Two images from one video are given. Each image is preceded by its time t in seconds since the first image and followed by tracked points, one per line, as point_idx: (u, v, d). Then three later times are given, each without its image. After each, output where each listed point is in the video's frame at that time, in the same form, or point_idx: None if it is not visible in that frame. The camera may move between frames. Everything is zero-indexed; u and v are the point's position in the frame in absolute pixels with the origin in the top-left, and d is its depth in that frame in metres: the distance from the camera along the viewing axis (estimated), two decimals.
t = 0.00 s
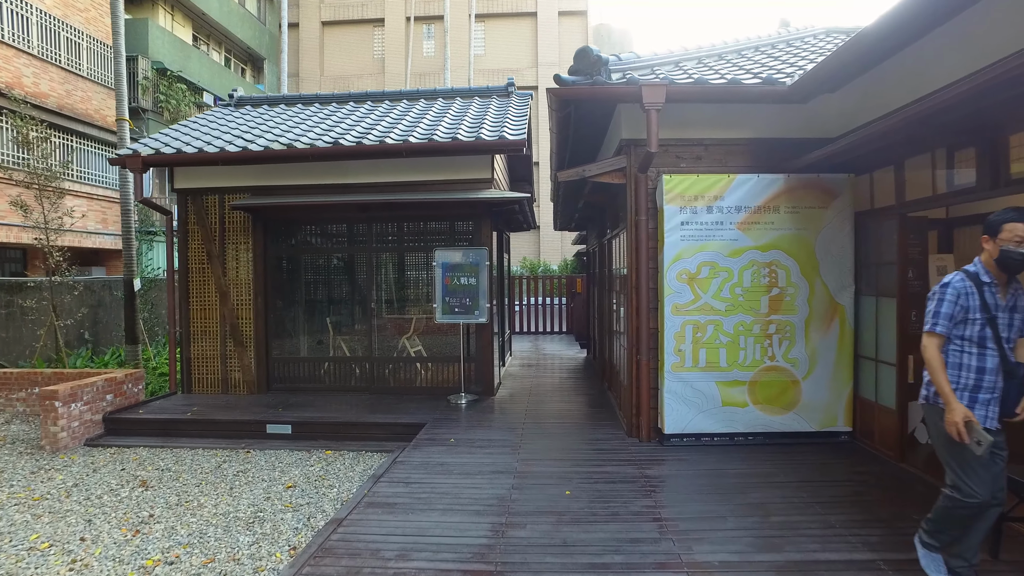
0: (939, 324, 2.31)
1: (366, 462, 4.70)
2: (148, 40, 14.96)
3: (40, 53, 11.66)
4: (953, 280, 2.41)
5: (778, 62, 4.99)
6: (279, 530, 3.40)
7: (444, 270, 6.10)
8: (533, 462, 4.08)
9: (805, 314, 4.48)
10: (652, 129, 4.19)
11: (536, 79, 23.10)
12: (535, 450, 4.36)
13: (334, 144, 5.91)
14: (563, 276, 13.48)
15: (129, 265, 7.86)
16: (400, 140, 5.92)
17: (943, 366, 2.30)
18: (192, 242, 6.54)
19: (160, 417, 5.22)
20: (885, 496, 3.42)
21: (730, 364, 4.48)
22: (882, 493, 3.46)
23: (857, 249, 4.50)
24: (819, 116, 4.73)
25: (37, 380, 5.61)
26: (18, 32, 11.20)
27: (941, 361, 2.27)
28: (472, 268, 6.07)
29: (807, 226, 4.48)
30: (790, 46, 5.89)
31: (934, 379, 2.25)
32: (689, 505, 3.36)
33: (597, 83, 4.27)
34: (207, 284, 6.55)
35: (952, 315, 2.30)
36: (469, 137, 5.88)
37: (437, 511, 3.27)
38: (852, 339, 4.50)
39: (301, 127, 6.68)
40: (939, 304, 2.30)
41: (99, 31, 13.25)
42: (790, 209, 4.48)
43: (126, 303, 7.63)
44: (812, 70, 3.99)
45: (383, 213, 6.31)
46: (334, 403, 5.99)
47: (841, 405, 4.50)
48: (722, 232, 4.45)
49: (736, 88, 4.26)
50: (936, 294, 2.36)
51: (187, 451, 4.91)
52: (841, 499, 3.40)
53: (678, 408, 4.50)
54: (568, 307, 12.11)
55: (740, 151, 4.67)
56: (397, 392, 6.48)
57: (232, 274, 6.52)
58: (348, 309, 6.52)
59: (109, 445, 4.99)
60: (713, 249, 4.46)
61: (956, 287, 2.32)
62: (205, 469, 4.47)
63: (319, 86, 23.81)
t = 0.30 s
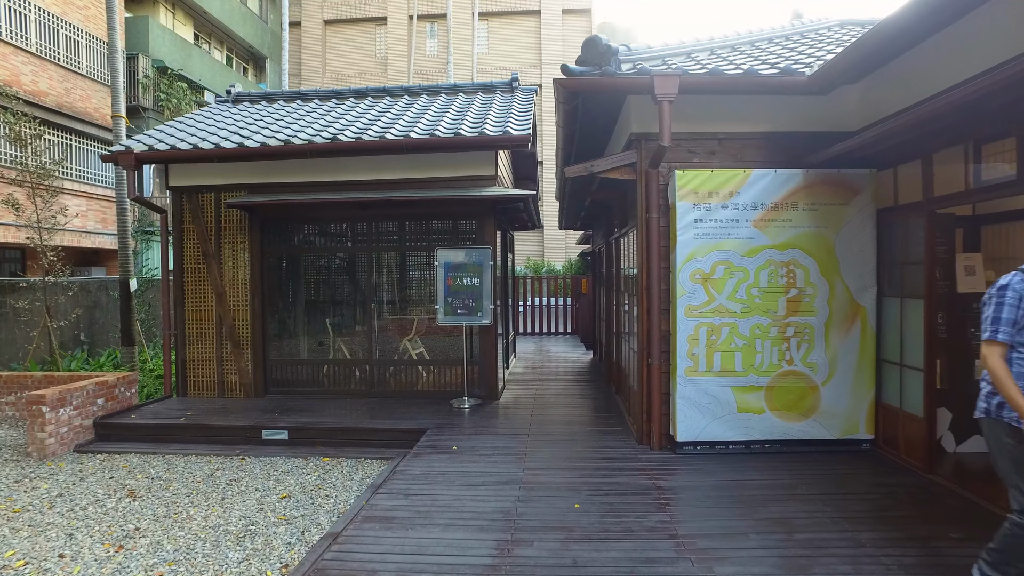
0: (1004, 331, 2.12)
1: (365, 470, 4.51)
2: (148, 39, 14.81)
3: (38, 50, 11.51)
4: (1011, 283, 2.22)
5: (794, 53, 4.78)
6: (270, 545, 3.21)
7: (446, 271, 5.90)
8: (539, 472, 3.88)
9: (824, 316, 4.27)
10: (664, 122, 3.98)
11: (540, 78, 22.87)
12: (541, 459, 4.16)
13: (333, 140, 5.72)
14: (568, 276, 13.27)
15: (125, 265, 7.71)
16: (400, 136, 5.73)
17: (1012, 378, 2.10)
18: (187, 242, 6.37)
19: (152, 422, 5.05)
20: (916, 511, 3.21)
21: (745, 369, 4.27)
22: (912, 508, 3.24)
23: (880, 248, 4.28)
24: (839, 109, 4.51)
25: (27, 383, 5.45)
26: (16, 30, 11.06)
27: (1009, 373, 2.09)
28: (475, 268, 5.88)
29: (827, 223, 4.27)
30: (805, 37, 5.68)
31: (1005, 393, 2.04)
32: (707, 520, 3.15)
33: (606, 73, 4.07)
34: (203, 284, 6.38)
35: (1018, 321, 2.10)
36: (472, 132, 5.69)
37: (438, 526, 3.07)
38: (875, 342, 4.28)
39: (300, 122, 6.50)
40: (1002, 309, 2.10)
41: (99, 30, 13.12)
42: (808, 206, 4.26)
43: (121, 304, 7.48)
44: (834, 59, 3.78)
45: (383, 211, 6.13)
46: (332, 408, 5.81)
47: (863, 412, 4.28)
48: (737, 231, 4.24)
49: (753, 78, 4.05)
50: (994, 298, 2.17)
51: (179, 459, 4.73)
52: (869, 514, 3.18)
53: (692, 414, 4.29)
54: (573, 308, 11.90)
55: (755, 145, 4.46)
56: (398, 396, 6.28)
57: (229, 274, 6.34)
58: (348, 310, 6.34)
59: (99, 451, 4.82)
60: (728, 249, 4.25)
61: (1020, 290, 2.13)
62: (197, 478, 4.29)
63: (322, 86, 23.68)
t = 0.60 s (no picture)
0: None
1: (365, 479, 4.32)
2: (148, 38, 14.67)
3: (37, 47, 11.36)
4: None
5: (814, 44, 4.57)
6: (263, 563, 3.03)
7: (450, 271, 5.72)
8: (548, 484, 3.68)
9: (847, 319, 4.06)
10: (680, 114, 3.77)
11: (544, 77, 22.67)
12: (549, 469, 3.96)
13: (333, 136, 5.54)
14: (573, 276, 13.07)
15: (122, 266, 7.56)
16: (402, 132, 5.55)
17: None
18: (183, 241, 6.18)
19: (146, 428, 4.87)
20: (954, 529, 3.00)
21: (764, 374, 4.06)
22: (949, 525, 3.03)
23: (907, 247, 4.07)
24: (862, 102, 4.29)
25: (17, 387, 5.28)
26: (15, 27, 10.92)
27: None
28: (480, 269, 5.69)
29: (851, 221, 4.06)
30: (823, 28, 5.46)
31: None
32: (729, 539, 2.94)
33: (618, 64, 3.87)
34: (200, 285, 6.20)
35: None
36: (476, 128, 5.50)
37: (442, 545, 2.87)
38: (901, 346, 4.06)
39: (299, 118, 6.32)
40: None
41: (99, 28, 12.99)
42: (831, 203, 4.05)
43: (118, 305, 7.32)
44: (861, 48, 3.57)
45: (385, 209, 5.94)
46: (332, 412, 5.62)
47: (888, 421, 4.07)
48: (756, 229, 4.04)
49: (773, 69, 3.84)
50: None
51: (173, 467, 4.54)
52: (903, 532, 2.97)
53: (708, 422, 4.08)
54: (578, 308, 11.70)
55: (773, 139, 4.25)
56: (400, 400, 6.10)
57: (226, 274, 6.17)
58: (347, 312, 6.15)
59: (90, 458, 4.65)
60: (747, 248, 4.04)
61: None
62: (190, 487, 4.11)
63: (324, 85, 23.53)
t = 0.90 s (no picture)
0: None
1: (362, 488, 4.13)
2: (147, 36, 14.52)
3: (33, 44, 11.21)
4: None
5: (832, 32, 4.35)
6: None
7: (452, 270, 5.52)
8: (554, 495, 3.47)
9: (869, 321, 3.84)
10: (694, 105, 3.57)
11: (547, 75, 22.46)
12: (556, 479, 3.76)
13: (330, 131, 5.36)
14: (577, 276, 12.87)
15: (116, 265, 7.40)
16: (402, 126, 5.35)
17: None
18: (176, 240, 6.00)
19: (135, 433, 4.69)
20: (992, 548, 2.78)
21: (781, 379, 3.85)
22: (987, 544, 2.82)
23: (933, 245, 3.85)
24: (884, 92, 4.07)
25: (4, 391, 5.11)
26: (11, 24, 10.77)
27: None
28: (483, 268, 5.49)
29: (873, 217, 3.84)
30: (839, 18, 5.24)
31: None
32: (750, 558, 2.73)
33: (628, 52, 3.67)
34: (194, 285, 6.02)
35: None
36: (479, 122, 5.30)
37: (441, 564, 2.68)
38: (927, 349, 3.84)
39: (296, 113, 6.13)
40: None
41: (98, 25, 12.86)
42: (852, 199, 3.84)
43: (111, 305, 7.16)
44: (887, 33, 3.35)
45: (384, 207, 5.75)
46: (330, 417, 5.44)
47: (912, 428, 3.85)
48: (774, 226, 3.83)
49: (792, 57, 3.63)
50: None
51: (162, 474, 4.36)
52: (937, 551, 2.76)
53: (722, 429, 3.87)
54: (583, 309, 11.49)
55: (791, 132, 4.04)
56: (400, 404, 5.90)
57: (221, 274, 5.99)
58: (349, 311, 5.97)
59: (76, 466, 4.47)
60: (763, 246, 3.83)
61: None
62: (178, 497, 3.92)
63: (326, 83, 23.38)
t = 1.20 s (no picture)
0: None
1: (358, 499, 3.94)
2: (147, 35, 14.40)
3: (31, 41, 11.08)
4: None
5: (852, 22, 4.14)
6: None
7: (453, 271, 5.32)
8: (560, 510, 3.28)
9: (894, 325, 3.63)
10: (708, 96, 3.35)
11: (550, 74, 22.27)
12: (562, 492, 3.56)
13: (327, 126, 5.17)
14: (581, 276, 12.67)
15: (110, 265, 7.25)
16: (401, 121, 5.16)
17: None
18: (170, 240, 5.83)
19: (124, 440, 4.51)
20: None
21: (800, 386, 3.64)
22: None
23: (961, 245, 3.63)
24: (909, 83, 3.85)
25: None
26: (9, 21, 10.63)
27: None
28: (485, 269, 5.30)
29: (897, 216, 3.63)
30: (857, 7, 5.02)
31: None
32: None
33: (637, 40, 3.49)
34: (188, 286, 5.85)
35: None
36: (480, 117, 5.11)
37: None
38: (955, 355, 3.62)
39: (293, 109, 5.95)
40: None
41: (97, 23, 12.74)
42: (875, 196, 3.63)
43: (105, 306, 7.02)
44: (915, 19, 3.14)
45: (383, 205, 5.56)
46: (327, 423, 5.25)
47: (939, 439, 3.64)
48: (792, 225, 3.62)
49: (813, 45, 3.42)
50: None
51: (150, 483, 4.18)
52: None
53: (737, 439, 3.67)
54: (587, 310, 11.29)
55: (810, 125, 3.83)
56: (400, 408, 5.72)
57: (215, 275, 5.81)
58: (348, 312, 5.78)
59: (62, 474, 4.30)
60: (781, 245, 3.63)
61: None
62: (166, 508, 3.74)
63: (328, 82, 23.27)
